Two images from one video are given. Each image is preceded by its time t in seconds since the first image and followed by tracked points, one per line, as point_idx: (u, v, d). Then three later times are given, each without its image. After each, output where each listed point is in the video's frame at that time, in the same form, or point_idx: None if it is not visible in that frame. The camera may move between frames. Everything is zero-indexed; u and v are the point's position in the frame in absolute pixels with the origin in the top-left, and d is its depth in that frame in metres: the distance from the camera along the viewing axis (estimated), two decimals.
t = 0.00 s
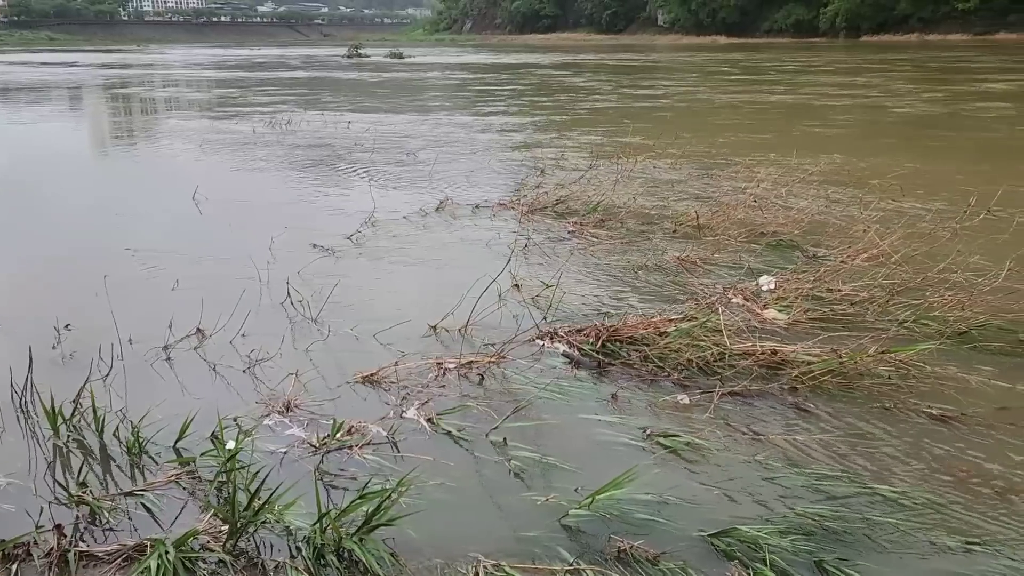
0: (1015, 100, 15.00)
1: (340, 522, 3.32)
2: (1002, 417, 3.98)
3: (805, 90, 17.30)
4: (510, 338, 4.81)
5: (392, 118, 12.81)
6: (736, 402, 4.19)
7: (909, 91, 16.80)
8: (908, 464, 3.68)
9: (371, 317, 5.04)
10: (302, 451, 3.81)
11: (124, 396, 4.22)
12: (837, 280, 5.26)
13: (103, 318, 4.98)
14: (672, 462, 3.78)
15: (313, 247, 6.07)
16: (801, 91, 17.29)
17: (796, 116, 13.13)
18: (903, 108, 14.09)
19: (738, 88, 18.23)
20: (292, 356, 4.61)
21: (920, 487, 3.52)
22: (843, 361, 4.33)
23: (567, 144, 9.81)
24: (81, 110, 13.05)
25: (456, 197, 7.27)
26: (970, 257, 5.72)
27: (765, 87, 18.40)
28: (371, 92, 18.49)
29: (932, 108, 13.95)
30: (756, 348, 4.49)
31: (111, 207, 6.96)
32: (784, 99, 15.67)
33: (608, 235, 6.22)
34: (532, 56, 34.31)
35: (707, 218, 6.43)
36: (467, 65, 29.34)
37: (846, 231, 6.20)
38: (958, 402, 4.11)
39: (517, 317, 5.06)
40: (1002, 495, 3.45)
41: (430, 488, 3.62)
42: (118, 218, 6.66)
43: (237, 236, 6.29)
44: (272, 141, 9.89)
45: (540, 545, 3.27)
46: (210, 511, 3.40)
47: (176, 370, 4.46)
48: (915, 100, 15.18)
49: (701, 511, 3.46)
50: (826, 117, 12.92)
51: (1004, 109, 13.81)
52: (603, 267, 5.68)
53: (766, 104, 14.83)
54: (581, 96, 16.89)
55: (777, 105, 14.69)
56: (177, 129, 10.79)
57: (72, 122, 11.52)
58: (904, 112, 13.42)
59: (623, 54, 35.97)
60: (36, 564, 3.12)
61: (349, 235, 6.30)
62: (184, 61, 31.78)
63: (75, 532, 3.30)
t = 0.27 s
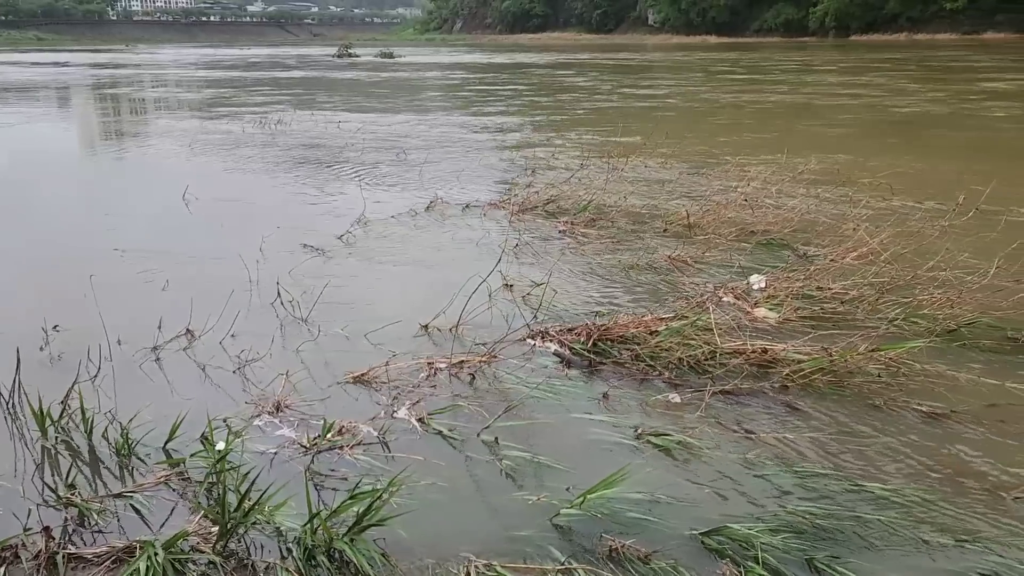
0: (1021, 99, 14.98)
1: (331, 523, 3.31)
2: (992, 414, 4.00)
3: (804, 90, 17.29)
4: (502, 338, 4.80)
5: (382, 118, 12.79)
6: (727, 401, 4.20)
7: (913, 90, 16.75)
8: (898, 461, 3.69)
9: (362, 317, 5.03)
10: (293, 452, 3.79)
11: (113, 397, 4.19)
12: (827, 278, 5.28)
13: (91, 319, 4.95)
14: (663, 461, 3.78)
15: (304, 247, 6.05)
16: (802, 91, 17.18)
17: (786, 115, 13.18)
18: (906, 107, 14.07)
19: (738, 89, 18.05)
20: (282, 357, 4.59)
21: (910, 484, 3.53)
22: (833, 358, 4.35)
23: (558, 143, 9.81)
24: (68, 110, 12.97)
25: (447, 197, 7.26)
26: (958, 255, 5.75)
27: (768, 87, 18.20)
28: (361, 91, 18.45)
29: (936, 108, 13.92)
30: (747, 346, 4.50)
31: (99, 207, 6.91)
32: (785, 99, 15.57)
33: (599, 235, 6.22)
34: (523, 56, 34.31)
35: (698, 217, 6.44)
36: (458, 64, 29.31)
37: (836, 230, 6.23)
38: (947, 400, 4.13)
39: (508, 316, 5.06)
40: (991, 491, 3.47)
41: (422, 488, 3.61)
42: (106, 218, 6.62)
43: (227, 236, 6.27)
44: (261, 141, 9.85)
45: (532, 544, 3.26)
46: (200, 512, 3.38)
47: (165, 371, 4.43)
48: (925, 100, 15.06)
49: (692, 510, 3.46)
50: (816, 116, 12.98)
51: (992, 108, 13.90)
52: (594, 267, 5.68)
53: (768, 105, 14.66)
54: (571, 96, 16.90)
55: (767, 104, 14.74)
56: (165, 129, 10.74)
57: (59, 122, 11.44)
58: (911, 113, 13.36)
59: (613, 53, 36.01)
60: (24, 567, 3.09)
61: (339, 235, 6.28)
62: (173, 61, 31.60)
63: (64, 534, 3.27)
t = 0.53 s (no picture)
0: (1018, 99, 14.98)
1: (322, 524, 3.30)
2: (981, 411, 4.02)
3: (798, 89, 17.29)
4: (493, 337, 4.80)
5: (373, 117, 12.77)
6: (719, 399, 4.21)
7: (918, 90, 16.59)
8: (889, 459, 3.71)
9: (353, 317, 5.02)
10: (284, 452, 3.78)
11: (102, 399, 4.17)
12: (818, 277, 5.30)
13: (80, 320, 4.93)
14: (655, 460, 3.78)
15: (295, 248, 6.03)
16: (807, 90, 16.92)
17: (777, 114, 13.21)
18: (897, 106, 14.12)
19: (735, 88, 17.89)
20: (272, 357, 4.58)
21: (900, 481, 3.55)
22: (824, 356, 4.36)
23: (549, 142, 9.81)
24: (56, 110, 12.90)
25: (438, 197, 7.25)
26: (948, 253, 5.78)
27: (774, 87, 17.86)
28: (352, 91, 18.41)
29: (941, 108, 13.78)
30: (738, 345, 4.51)
31: (88, 208, 6.88)
32: (787, 99, 15.39)
33: (590, 234, 6.22)
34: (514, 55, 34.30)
35: (688, 216, 6.45)
36: (449, 64, 29.28)
37: (826, 228, 6.25)
38: (937, 397, 4.15)
39: (499, 316, 5.05)
40: (981, 488, 3.49)
41: (413, 489, 3.61)
42: (95, 219, 6.59)
43: (217, 236, 6.24)
44: (251, 141, 9.82)
45: (523, 544, 3.26)
46: (190, 514, 3.36)
47: (155, 372, 4.42)
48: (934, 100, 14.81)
49: (684, 508, 3.47)
50: (806, 115, 13.02)
51: (981, 107, 13.97)
52: (585, 266, 5.68)
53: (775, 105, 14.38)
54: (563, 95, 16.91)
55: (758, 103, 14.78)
56: (155, 129, 10.70)
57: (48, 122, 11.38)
58: (917, 112, 13.19)
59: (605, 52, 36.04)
60: (12, 570, 3.07)
61: (330, 235, 6.27)
62: (164, 61, 31.45)
63: (53, 537, 3.25)
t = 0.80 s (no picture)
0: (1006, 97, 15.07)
1: (312, 525, 3.28)
2: (970, 408, 4.04)
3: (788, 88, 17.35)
4: (483, 337, 4.80)
5: (364, 117, 12.74)
6: (709, 398, 4.21)
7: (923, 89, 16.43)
8: (879, 457, 3.72)
9: (343, 317, 5.01)
10: (274, 454, 3.76)
11: (90, 401, 4.14)
12: (807, 275, 5.31)
13: (68, 322, 4.90)
14: (645, 459, 3.79)
15: (284, 248, 6.00)
16: (803, 90, 16.86)
17: (767, 112, 13.25)
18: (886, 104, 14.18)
19: (726, 86, 17.93)
20: (262, 358, 4.56)
21: (890, 479, 3.56)
22: (814, 355, 4.37)
23: (539, 142, 9.81)
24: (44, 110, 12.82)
25: (428, 196, 7.23)
26: (936, 251, 5.81)
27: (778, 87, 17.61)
28: (342, 90, 18.37)
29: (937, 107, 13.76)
30: (729, 343, 4.52)
31: (76, 208, 6.84)
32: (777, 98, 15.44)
33: (580, 233, 6.23)
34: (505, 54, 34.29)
35: (679, 215, 6.46)
36: (440, 63, 29.24)
37: (815, 227, 6.27)
38: (926, 395, 4.17)
39: (490, 316, 5.05)
40: (970, 486, 3.50)
41: (404, 489, 3.60)
42: (83, 220, 6.55)
43: (207, 237, 6.21)
44: (240, 141, 9.78)
45: (514, 544, 3.26)
46: (179, 517, 3.34)
47: (144, 373, 4.39)
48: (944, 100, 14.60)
49: (674, 508, 3.47)
50: (796, 114, 13.07)
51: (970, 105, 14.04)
52: (575, 265, 5.68)
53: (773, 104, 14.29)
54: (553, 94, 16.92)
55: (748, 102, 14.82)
56: (143, 129, 10.65)
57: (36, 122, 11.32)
58: (925, 113, 13.02)
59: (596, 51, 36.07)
60: None
61: (320, 235, 6.25)
62: (153, 60, 31.32)
63: (41, 540, 3.22)
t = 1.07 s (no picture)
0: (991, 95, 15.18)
1: (297, 527, 3.27)
2: (954, 405, 4.06)
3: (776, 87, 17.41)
4: (470, 337, 4.79)
5: (352, 116, 12.70)
6: (696, 396, 4.22)
7: (915, 88, 16.44)
8: (864, 454, 3.73)
9: (330, 317, 4.99)
10: (260, 455, 3.75)
11: (74, 403, 4.11)
12: (794, 273, 5.33)
13: (52, 323, 4.86)
14: (633, 457, 3.79)
15: (271, 248, 5.98)
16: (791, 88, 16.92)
17: (754, 111, 13.30)
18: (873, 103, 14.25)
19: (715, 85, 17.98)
20: (248, 359, 4.54)
21: (875, 476, 3.58)
22: (800, 353, 4.39)
23: (527, 140, 9.80)
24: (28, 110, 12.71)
25: (415, 196, 7.22)
26: (922, 249, 5.84)
27: (773, 86, 17.53)
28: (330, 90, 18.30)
29: (925, 105, 13.82)
30: (715, 342, 4.52)
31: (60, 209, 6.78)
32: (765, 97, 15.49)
33: (568, 232, 6.23)
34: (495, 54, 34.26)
35: (666, 214, 6.47)
36: (429, 62, 29.18)
37: (802, 225, 6.29)
38: (911, 392, 4.19)
39: (477, 315, 5.04)
40: (954, 482, 3.52)
41: (390, 490, 3.59)
42: (67, 221, 6.50)
43: (193, 237, 6.18)
44: (227, 140, 9.73)
45: (501, 544, 3.25)
46: (164, 519, 3.32)
47: (129, 375, 4.36)
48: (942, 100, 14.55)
49: (661, 506, 3.47)
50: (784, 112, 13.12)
51: (956, 103, 14.13)
52: (562, 264, 5.68)
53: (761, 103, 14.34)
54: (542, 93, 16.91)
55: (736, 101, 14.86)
56: (129, 129, 10.58)
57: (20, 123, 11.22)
58: (919, 112, 13.02)
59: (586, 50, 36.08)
60: None
61: (308, 235, 6.22)
62: (140, 60, 31.11)
63: (23, 544, 3.19)
